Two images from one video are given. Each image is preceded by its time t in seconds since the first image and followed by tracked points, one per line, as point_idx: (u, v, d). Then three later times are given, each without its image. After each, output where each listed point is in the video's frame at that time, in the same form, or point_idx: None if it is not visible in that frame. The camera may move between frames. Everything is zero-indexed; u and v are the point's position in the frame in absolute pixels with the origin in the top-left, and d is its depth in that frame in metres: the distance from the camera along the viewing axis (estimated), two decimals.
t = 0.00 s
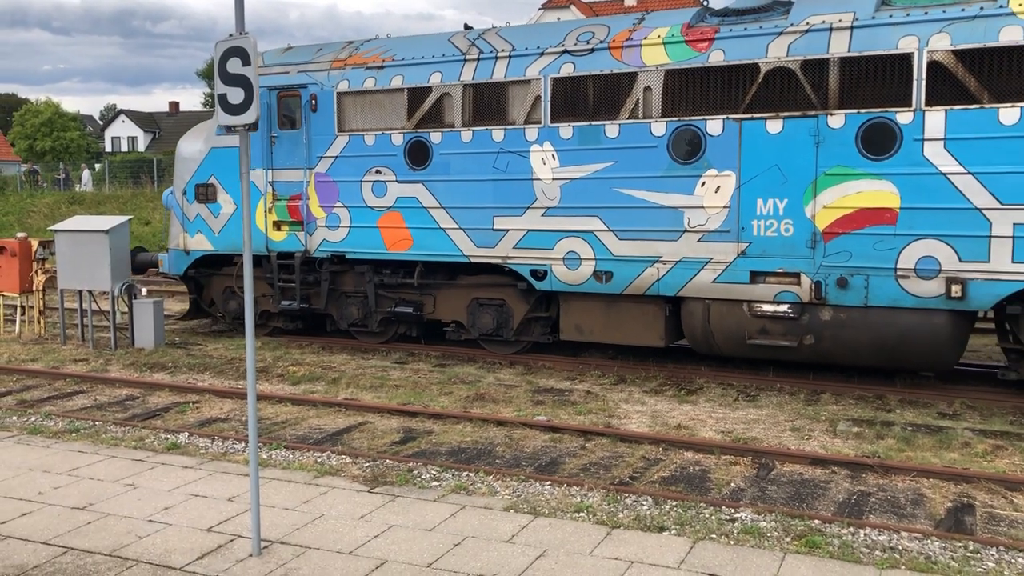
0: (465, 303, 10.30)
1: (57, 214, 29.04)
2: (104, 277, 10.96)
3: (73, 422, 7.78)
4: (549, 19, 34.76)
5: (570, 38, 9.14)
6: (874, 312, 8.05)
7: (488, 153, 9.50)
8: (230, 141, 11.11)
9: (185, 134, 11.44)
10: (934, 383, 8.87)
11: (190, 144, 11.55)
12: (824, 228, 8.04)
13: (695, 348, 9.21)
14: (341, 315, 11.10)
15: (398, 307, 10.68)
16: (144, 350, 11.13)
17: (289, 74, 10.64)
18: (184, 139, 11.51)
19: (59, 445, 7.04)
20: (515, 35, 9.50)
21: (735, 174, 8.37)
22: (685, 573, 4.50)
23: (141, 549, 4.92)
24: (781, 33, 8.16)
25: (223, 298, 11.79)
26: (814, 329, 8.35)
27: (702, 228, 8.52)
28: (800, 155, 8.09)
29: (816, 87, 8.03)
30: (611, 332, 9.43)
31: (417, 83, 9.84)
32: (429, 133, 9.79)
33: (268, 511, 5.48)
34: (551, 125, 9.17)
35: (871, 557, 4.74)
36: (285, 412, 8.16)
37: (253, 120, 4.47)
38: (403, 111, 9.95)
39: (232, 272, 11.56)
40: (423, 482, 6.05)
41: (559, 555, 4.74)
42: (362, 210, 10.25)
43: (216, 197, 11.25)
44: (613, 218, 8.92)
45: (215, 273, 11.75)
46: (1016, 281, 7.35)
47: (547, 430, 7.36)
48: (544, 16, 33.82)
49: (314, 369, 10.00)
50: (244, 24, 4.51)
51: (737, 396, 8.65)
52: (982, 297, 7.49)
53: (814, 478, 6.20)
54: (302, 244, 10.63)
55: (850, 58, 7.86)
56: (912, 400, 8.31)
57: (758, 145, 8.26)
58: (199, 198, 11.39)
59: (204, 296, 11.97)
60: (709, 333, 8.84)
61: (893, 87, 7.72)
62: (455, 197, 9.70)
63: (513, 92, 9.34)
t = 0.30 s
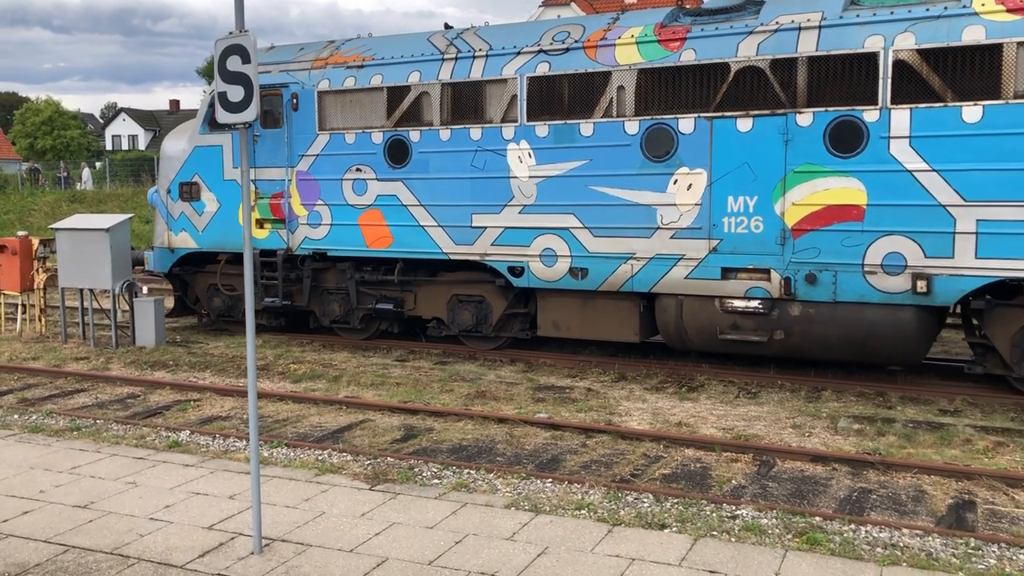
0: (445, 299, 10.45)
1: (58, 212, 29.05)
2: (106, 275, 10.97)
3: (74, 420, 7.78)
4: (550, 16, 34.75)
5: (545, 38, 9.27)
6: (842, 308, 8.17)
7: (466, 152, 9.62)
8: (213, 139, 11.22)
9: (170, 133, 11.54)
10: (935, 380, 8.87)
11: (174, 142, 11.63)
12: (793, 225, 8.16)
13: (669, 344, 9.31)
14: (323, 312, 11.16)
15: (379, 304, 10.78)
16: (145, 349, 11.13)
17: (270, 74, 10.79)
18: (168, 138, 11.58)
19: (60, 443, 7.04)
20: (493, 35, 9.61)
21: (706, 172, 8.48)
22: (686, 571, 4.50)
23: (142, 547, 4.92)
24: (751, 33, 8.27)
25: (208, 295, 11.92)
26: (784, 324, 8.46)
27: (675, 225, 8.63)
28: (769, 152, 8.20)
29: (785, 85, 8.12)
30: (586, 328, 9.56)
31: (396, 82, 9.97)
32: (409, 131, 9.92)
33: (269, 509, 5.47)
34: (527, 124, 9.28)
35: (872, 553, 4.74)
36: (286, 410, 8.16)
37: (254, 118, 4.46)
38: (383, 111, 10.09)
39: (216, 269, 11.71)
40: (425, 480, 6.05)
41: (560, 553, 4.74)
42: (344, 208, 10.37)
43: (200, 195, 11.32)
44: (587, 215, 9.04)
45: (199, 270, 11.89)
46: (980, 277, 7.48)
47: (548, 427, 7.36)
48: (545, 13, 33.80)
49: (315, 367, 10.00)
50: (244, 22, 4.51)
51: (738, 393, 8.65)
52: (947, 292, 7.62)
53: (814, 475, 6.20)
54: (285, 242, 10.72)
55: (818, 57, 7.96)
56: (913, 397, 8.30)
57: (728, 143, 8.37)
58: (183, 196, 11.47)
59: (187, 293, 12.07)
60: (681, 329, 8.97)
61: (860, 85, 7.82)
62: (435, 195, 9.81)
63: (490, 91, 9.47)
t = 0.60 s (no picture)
0: (426, 297, 10.53)
1: (59, 210, 29.08)
2: (107, 274, 10.96)
3: (76, 418, 7.78)
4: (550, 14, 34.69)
5: (523, 39, 9.43)
6: (812, 305, 8.30)
7: (445, 151, 9.75)
8: (197, 138, 11.35)
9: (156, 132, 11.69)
10: (936, 379, 8.86)
11: (160, 141, 11.79)
12: (764, 224, 8.27)
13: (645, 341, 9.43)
14: (306, 309, 11.28)
15: (360, 301, 10.90)
16: (146, 347, 11.13)
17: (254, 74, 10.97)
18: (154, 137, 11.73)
19: (61, 442, 7.05)
20: (471, 36, 9.78)
21: (679, 171, 8.61)
22: (687, 569, 4.50)
23: (143, 545, 4.92)
24: (723, 34, 8.41)
25: (193, 293, 12.04)
26: (756, 321, 8.57)
27: (649, 223, 8.76)
28: (740, 152, 8.32)
29: (755, 86, 8.26)
30: (563, 324, 9.69)
31: (376, 81, 10.09)
32: (389, 130, 10.04)
33: (271, 508, 5.47)
34: (504, 124, 9.42)
35: (874, 552, 4.74)
36: (287, 409, 8.16)
37: (255, 116, 4.45)
38: (363, 110, 10.22)
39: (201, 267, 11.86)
40: (426, 479, 6.05)
41: (562, 552, 4.74)
42: (325, 206, 10.49)
43: (184, 193, 11.46)
44: (564, 213, 9.16)
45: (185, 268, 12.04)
46: (945, 274, 7.62)
47: (549, 426, 7.35)
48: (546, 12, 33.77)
49: (317, 365, 10.00)
50: (246, 20, 4.51)
51: (739, 392, 8.65)
52: (913, 289, 7.75)
53: (816, 473, 6.19)
54: (267, 241, 10.85)
55: (787, 58, 8.09)
56: (914, 396, 8.29)
57: (700, 142, 8.49)
58: (168, 194, 11.59)
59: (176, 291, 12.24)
60: (656, 326, 9.08)
61: (829, 85, 7.94)
62: (414, 193, 9.94)
63: (468, 91, 9.60)
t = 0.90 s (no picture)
0: (406, 294, 10.70)
1: (60, 208, 29.09)
2: (108, 272, 10.95)
3: (77, 416, 7.78)
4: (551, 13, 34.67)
5: (501, 39, 9.61)
6: (782, 303, 8.45)
7: (425, 150, 9.90)
8: (182, 137, 11.48)
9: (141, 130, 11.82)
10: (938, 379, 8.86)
11: (145, 140, 11.92)
12: (735, 222, 8.42)
13: (620, 338, 9.59)
14: (289, 306, 11.49)
15: (342, 298, 11.09)
16: (147, 345, 11.12)
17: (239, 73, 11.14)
18: (138, 136, 11.83)
19: (62, 439, 7.04)
20: (451, 36, 9.96)
21: (653, 170, 8.75)
22: (690, 569, 4.49)
23: (144, 543, 4.91)
24: (697, 35, 8.58)
25: (178, 290, 12.20)
26: (727, 319, 8.72)
27: (624, 222, 8.90)
28: (711, 152, 8.47)
29: (726, 86, 8.42)
30: (540, 322, 9.84)
31: (358, 81, 10.27)
32: (370, 129, 10.21)
33: (272, 506, 5.47)
34: (483, 123, 9.58)
35: (876, 552, 4.73)
36: (288, 407, 8.15)
37: (255, 114, 4.45)
38: (345, 109, 10.39)
39: (186, 265, 12.00)
40: (427, 477, 6.04)
41: (563, 551, 4.74)
42: (307, 204, 10.66)
43: (169, 191, 11.59)
44: (541, 212, 9.31)
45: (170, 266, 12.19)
46: (911, 272, 7.76)
47: (550, 425, 7.35)
48: (548, 10, 33.75)
49: (318, 364, 9.99)
50: (247, 18, 4.50)
51: (741, 391, 8.64)
52: (880, 288, 7.89)
53: (818, 473, 6.19)
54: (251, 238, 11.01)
55: (757, 59, 8.26)
56: (916, 396, 8.29)
57: (673, 142, 8.64)
58: (153, 192, 11.73)
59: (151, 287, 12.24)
60: (630, 323, 9.26)
61: (798, 86, 8.10)
62: (395, 192, 10.09)
63: (448, 90, 9.77)
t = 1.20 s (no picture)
0: (387, 290, 10.82)
1: (60, 205, 29.11)
2: (109, 268, 10.94)
3: (77, 413, 7.78)
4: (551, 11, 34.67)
5: (479, 39, 9.71)
6: (753, 299, 8.57)
7: (404, 148, 10.02)
8: (166, 134, 11.67)
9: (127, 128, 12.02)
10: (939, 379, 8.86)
11: (131, 137, 12.13)
12: (707, 220, 8.55)
13: (596, 334, 9.74)
14: (272, 303, 11.60)
15: (323, 294, 11.18)
16: (148, 342, 11.11)
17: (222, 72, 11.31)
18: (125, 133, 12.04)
19: (63, 436, 7.04)
20: (430, 35, 10.06)
21: (627, 169, 8.88)
22: (690, 568, 4.49)
23: (145, 540, 4.91)
24: (670, 36, 8.68)
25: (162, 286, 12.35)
26: (699, 315, 8.88)
27: (598, 219, 9.02)
28: (683, 150, 8.60)
29: (698, 86, 8.54)
30: (517, 317, 9.97)
31: (339, 79, 10.38)
32: (350, 127, 10.31)
33: (273, 503, 5.47)
34: (461, 121, 9.71)
35: (877, 551, 4.72)
36: (289, 404, 8.15)
37: (258, 110, 4.45)
38: (326, 107, 10.49)
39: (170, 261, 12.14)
40: (428, 475, 6.04)
41: (563, 549, 4.73)
42: (289, 201, 10.77)
43: (154, 188, 11.78)
44: (518, 210, 9.42)
45: (154, 262, 12.32)
46: (878, 270, 7.88)
47: (551, 423, 7.35)
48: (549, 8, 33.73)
49: (318, 361, 9.99)
50: (249, 15, 4.49)
51: (741, 390, 8.63)
52: (848, 285, 8.01)
53: (819, 472, 6.18)
54: (233, 234, 11.15)
55: (728, 59, 8.36)
56: (917, 395, 8.28)
57: (646, 141, 8.77)
58: (138, 189, 11.91)
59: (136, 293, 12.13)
60: (605, 320, 9.40)
61: (768, 86, 8.22)
62: (375, 189, 10.20)
63: (427, 89, 9.90)
